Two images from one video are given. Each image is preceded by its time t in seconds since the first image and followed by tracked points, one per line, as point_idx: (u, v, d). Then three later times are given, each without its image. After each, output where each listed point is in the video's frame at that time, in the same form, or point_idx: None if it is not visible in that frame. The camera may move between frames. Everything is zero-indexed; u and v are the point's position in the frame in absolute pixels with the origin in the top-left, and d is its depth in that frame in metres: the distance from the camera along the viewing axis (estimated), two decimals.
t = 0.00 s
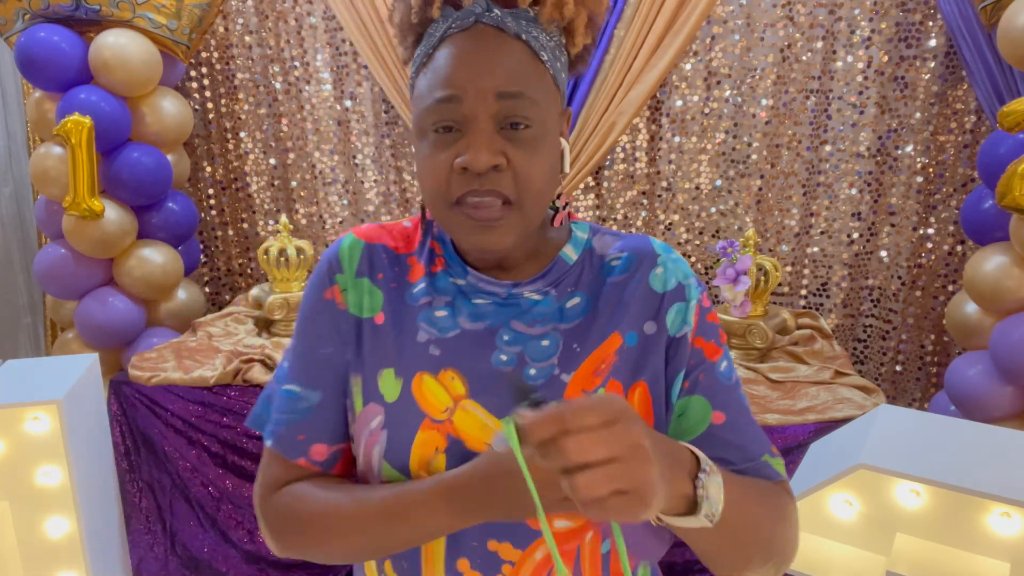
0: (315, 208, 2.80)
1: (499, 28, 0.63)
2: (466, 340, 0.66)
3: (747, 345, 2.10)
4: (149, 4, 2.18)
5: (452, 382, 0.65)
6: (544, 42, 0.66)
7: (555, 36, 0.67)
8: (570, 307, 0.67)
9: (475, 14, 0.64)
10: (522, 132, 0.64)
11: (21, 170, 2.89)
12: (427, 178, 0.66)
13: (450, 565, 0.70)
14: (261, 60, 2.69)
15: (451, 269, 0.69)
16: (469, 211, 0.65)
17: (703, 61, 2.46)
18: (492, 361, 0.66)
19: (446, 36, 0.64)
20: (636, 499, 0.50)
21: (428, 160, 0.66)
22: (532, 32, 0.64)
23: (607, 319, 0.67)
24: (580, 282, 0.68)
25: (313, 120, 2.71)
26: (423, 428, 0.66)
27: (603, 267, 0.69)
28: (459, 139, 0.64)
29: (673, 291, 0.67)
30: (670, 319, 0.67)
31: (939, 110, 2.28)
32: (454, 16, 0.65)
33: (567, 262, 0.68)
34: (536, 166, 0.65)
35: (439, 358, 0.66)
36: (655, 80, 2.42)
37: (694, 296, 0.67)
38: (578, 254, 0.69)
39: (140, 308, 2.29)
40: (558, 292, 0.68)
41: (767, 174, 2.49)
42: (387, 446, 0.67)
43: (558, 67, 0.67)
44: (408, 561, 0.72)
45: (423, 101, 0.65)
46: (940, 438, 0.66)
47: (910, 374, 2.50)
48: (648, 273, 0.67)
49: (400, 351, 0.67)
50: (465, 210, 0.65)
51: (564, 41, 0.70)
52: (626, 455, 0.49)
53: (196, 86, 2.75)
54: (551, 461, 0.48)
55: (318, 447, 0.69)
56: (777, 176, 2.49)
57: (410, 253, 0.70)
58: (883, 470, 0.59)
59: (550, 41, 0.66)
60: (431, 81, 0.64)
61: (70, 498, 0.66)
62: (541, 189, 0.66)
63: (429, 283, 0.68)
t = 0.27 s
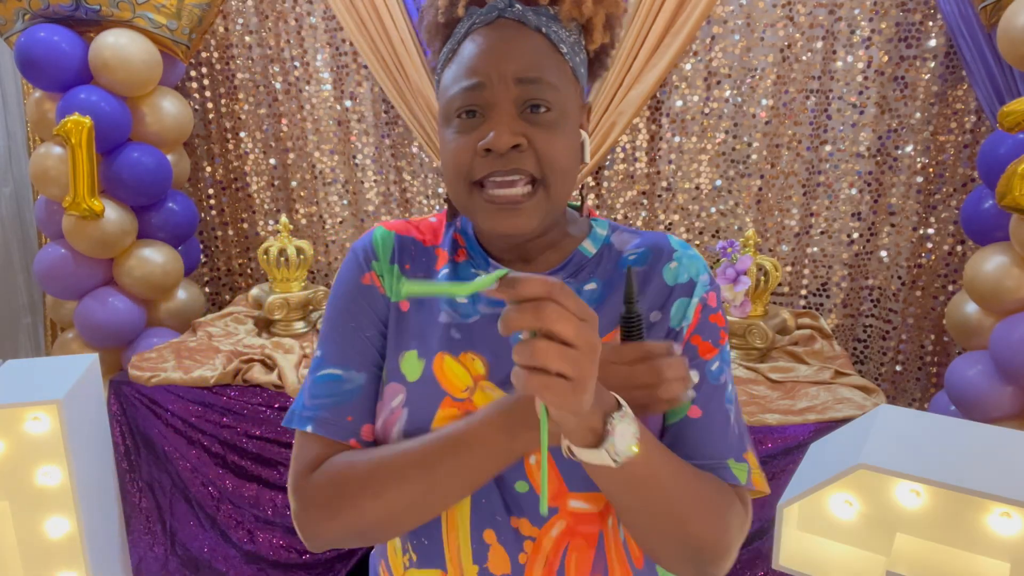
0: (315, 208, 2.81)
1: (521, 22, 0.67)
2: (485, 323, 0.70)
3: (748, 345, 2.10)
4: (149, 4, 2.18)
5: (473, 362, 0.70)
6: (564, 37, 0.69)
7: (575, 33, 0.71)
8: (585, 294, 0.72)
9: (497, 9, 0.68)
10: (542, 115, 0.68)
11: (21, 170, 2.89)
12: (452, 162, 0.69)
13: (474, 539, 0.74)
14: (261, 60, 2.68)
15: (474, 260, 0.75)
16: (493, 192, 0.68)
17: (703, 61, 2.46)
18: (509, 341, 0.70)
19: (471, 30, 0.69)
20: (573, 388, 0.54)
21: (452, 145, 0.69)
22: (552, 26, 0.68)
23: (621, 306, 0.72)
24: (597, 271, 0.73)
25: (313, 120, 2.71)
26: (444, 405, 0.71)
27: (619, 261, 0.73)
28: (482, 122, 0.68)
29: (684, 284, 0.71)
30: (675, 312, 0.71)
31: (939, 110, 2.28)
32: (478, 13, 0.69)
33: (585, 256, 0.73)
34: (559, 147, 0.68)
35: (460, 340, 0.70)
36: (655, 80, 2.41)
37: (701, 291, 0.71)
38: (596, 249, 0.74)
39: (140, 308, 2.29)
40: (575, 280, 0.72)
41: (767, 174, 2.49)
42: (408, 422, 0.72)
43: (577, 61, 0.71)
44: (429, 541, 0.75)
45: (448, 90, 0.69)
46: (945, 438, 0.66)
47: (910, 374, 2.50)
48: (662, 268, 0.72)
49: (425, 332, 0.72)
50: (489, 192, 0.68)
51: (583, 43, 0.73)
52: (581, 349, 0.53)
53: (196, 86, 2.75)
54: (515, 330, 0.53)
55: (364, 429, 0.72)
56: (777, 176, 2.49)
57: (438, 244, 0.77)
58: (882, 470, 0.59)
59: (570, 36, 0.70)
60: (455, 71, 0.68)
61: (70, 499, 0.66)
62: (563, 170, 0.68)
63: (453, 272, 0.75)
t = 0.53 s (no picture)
0: (314, 208, 2.81)
1: (526, 16, 0.68)
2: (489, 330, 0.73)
3: (747, 345, 2.11)
4: (149, 4, 2.18)
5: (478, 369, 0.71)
6: (568, 33, 0.71)
7: (578, 30, 0.72)
8: (591, 295, 0.75)
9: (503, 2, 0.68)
10: (546, 107, 0.69)
11: (21, 170, 2.89)
12: (456, 153, 0.69)
13: (482, 548, 0.75)
14: (261, 60, 2.68)
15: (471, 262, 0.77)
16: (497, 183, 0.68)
17: (703, 61, 2.46)
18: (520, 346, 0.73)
19: (475, 24, 0.70)
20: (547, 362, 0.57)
21: (456, 136, 0.69)
22: (556, 21, 0.69)
23: (628, 303, 0.74)
24: (600, 272, 0.75)
25: (313, 121, 2.71)
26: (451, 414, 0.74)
27: (622, 258, 0.76)
28: (487, 112, 0.68)
29: (689, 277, 0.74)
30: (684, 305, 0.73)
31: (939, 110, 2.28)
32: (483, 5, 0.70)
33: (586, 254, 0.75)
34: (563, 139, 0.69)
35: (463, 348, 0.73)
36: (655, 80, 2.41)
37: (705, 284, 0.74)
38: (597, 246, 0.76)
39: (140, 308, 2.29)
40: (579, 280, 0.75)
41: (767, 174, 2.49)
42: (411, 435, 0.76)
43: (581, 57, 0.72)
44: (435, 551, 0.77)
45: (454, 81, 0.70)
46: (947, 438, 0.65)
47: (910, 374, 2.51)
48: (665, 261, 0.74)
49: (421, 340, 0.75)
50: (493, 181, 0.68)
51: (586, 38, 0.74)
52: (551, 326, 0.56)
53: (196, 86, 2.75)
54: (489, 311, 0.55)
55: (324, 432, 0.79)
56: (777, 176, 2.49)
57: (427, 247, 0.78)
58: (883, 470, 0.59)
59: (574, 33, 0.71)
60: (461, 62, 0.69)
61: (70, 498, 0.66)
62: (566, 163, 0.69)
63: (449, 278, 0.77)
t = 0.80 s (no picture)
0: (314, 208, 2.81)
1: (505, 12, 0.68)
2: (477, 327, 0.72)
3: (747, 344, 2.11)
4: (149, 4, 2.18)
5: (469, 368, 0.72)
6: (549, 30, 0.71)
7: (557, 27, 0.73)
8: (577, 290, 0.75)
9: None
10: (525, 104, 0.69)
11: (21, 170, 2.89)
12: (433, 149, 0.69)
13: (478, 554, 0.74)
14: (261, 60, 2.68)
15: (455, 260, 0.76)
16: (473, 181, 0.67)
17: (703, 61, 2.45)
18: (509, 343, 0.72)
19: (453, 20, 0.69)
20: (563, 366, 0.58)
21: (433, 131, 0.69)
22: (535, 18, 0.70)
23: (617, 296, 0.74)
24: (584, 267, 0.75)
25: (313, 120, 2.71)
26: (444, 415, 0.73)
27: (606, 251, 0.76)
28: (464, 109, 0.68)
29: (675, 269, 0.75)
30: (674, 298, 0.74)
31: (939, 110, 2.28)
32: None
33: (570, 249, 0.76)
34: (539, 138, 0.69)
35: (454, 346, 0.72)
36: (655, 80, 2.41)
37: (693, 275, 0.75)
38: (580, 240, 0.76)
39: (139, 308, 2.29)
40: (564, 275, 0.75)
41: (767, 174, 2.49)
42: (404, 439, 0.74)
43: (561, 54, 0.73)
44: (425, 560, 0.75)
45: (432, 76, 0.69)
46: (947, 438, 0.65)
47: (911, 374, 2.51)
48: (651, 254, 0.75)
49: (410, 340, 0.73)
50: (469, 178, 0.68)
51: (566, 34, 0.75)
52: (559, 331, 0.58)
53: (196, 86, 2.75)
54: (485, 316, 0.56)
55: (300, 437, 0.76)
56: (777, 176, 2.49)
57: (410, 244, 0.76)
58: (883, 470, 0.59)
59: (553, 30, 0.72)
60: (439, 56, 0.69)
61: (70, 498, 0.66)
62: (542, 161, 0.69)
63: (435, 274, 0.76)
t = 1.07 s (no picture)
0: (314, 208, 2.81)
1: (508, 13, 0.68)
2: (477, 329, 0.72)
3: (747, 345, 2.11)
4: (149, 4, 2.18)
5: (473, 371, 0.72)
6: (551, 30, 0.71)
7: (558, 23, 0.73)
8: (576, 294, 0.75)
9: None
10: (531, 111, 0.69)
11: (21, 170, 2.89)
12: (437, 157, 0.68)
13: (481, 562, 0.72)
14: (261, 60, 2.68)
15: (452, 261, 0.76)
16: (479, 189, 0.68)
17: (702, 61, 2.45)
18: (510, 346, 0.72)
19: (453, 19, 0.68)
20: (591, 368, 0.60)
21: (437, 139, 0.68)
22: (538, 18, 0.70)
23: (616, 301, 0.75)
24: (581, 271, 0.76)
25: (313, 120, 2.71)
26: (450, 421, 0.71)
27: (601, 256, 0.77)
28: (469, 118, 0.68)
29: (670, 275, 0.76)
30: (671, 302, 0.76)
31: (939, 110, 2.28)
32: None
33: (566, 252, 0.77)
34: (546, 145, 0.69)
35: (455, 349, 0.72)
36: (655, 80, 2.41)
37: (686, 281, 0.77)
38: (575, 244, 0.77)
39: (139, 308, 2.29)
40: (562, 279, 0.76)
41: (767, 174, 2.49)
42: (407, 445, 0.71)
43: (563, 53, 0.73)
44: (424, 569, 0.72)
45: (433, 81, 0.69)
46: (945, 439, 0.65)
47: (911, 374, 2.51)
48: (647, 259, 0.76)
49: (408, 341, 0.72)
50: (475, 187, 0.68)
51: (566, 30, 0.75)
52: (585, 334, 0.59)
53: (196, 86, 2.75)
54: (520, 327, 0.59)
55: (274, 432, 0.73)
56: (777, 176, 2.49)
57: (405, 244, 0.76)
58: (882, 469, 0.59)
59: (556, 29, 0.72)
60: (440, 61, 0.69)
61: (70, 499, 0.66)
62: (548, 167, 0.70)
63: (431, 275, 0.75)
